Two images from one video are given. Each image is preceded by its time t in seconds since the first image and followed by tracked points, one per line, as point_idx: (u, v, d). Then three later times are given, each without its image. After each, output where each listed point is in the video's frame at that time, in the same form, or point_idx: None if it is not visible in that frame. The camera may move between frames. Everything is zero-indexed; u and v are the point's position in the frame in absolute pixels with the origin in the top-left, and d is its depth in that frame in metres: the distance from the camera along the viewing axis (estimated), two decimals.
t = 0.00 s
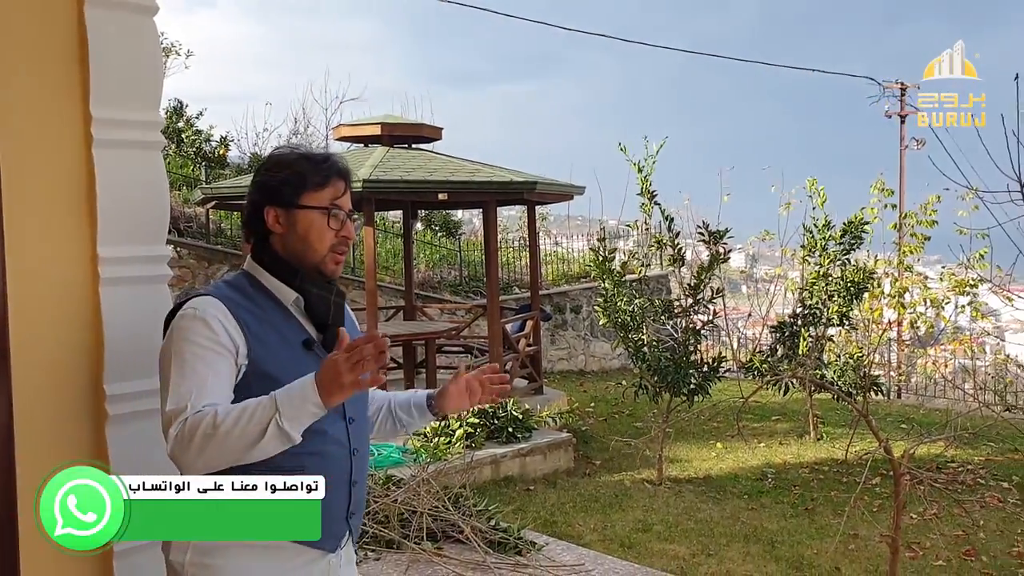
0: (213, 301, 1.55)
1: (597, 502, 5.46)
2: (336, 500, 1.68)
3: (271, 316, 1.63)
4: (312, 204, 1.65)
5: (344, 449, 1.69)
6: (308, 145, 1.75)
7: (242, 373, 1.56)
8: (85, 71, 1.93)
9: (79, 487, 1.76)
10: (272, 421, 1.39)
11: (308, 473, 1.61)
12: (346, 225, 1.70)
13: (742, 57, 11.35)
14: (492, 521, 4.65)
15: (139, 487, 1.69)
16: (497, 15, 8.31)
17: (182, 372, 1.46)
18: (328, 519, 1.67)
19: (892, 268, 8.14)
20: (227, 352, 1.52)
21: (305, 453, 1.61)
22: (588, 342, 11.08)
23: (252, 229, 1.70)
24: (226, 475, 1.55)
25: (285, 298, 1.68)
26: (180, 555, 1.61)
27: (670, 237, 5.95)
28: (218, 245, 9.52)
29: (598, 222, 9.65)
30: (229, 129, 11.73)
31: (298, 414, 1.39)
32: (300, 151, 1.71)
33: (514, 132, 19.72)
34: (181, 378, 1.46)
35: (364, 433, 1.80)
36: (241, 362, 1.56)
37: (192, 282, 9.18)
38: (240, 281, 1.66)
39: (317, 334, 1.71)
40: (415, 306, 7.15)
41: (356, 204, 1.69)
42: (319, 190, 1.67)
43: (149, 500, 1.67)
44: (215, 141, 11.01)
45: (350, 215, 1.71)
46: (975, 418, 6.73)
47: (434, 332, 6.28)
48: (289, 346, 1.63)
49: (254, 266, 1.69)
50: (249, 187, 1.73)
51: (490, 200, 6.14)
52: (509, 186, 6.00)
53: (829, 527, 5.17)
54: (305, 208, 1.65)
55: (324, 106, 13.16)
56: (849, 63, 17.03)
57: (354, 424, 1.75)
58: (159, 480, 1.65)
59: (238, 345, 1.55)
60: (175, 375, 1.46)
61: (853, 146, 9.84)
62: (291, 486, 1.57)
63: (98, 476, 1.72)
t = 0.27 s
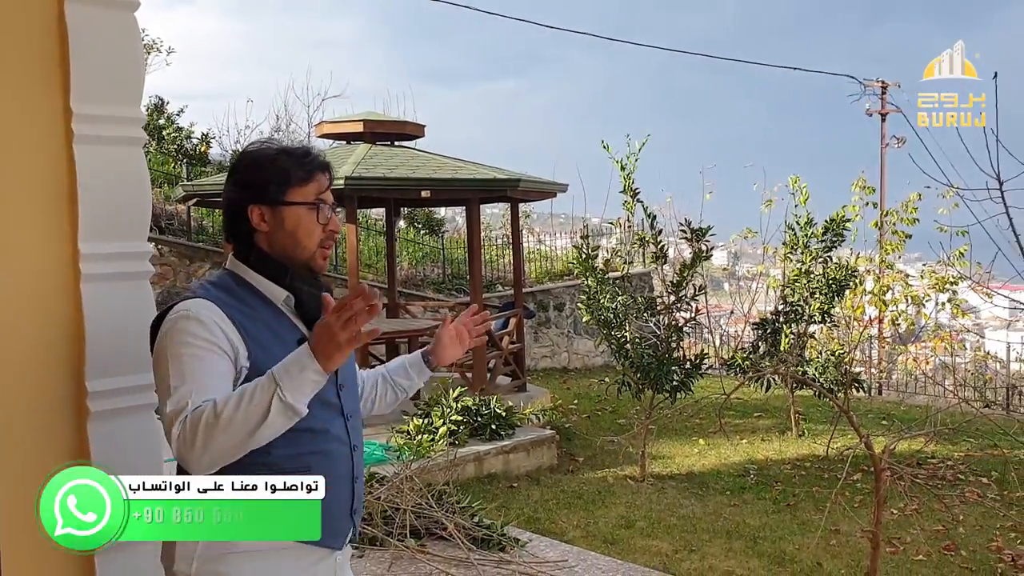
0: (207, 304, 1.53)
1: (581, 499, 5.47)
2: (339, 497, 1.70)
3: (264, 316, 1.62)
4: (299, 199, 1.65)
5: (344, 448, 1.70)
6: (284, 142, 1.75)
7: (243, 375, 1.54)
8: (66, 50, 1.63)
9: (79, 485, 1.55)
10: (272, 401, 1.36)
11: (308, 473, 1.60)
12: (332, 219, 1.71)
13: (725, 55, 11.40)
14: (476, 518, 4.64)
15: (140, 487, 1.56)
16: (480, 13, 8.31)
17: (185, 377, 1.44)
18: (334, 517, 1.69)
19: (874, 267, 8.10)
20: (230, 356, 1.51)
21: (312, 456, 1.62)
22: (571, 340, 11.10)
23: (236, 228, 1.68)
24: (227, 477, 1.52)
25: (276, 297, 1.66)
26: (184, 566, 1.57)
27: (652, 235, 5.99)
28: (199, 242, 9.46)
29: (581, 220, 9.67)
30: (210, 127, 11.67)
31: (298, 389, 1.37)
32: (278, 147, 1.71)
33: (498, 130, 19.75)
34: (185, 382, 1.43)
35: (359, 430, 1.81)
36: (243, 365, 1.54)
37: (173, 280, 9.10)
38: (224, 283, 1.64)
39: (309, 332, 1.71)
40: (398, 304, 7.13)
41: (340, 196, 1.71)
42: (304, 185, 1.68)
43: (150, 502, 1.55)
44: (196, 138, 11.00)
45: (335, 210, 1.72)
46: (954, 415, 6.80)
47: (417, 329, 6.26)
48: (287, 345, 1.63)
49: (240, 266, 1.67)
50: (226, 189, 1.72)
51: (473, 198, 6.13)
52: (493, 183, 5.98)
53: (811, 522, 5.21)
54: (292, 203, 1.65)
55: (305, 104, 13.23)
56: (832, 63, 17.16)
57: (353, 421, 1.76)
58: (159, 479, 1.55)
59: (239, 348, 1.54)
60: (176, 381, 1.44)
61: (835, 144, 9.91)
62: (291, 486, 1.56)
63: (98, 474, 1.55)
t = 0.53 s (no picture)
0: (215, 313, 1.49)
1: (566, 497, 5.48)
2: (351, 499, 1.71)
3: (271, 321, 1.62)
4: (296, 198, 1.64)
5: (354, 450, 1.73)
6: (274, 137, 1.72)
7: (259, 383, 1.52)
8: (48, 51, 1.57)
9: (80, 485, 1.52)
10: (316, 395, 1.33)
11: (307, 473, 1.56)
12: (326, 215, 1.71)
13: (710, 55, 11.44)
14: (461, 516, 4.64)
15: (140, 486, 1.54)
16: (466, 12, 8.32)
17: (209, 386, 1.38)
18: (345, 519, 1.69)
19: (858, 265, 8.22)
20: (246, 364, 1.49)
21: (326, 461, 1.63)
22: (557, 339, 11.12)
23: (229, 229, 1.66)
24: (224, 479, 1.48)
25: (277, 301, 1.67)
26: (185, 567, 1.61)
27: (638, 234, 6.00)
28: (184, 242, 9.41)
29: (568, 219, 9.69)
30: (194, 125, 11.60)
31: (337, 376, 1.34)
32: (269, 143, 1.69)
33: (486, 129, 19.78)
34: (210, 390, 1.38)
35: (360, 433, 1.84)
36: (259, 373, 1.52)
37: (157, 279, 9.05)
38: (225, 288, 1.62)
39: (309, 334, 1.73)
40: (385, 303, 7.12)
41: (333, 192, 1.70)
42: (299, 182, 1.66)
43: (151, 502, 1.53)
44: (181, 137, 10.91)
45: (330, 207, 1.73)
46: (937, 412, 6.85)
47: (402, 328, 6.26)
48: (293, 350, 1.64)
49: (239, 270, 1.66)
50: (214, 187, 1.68)
51: (459, 197, 6.13)
52: (479, 183, 5.97)
53: (795, 520, 5.23)
54: (289, 202, 1.63)
55: (291, 103, 13.13)
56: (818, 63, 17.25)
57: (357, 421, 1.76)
58: (159, 479, 1.53)
59: (253, 356, 1.51)
60: (199, 391, 1.38)
61: (819, 143, 9.97)
62: (291, 486, 1.52)
63: (98, 475, 1.52)
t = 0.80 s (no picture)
0: (233, 319, 1.43)
1: (552, 497, 5.49)
2: (357, 504, 1.67)
3: (280, 325, 1.57)
4: (297, 195, 1.57)
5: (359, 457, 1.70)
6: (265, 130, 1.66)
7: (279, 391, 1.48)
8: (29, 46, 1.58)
9: (80, 485, 1.55)
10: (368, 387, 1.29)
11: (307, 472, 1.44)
12: (325, 211, 1.65)
13: (695, 55, 11.49)
14: (446, 517, 4.64)
15: (140, 486, 1.51)
16: (452, 11, 8.31)
17: (244, 390, 1.31)
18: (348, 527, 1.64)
19: (842, 266, 8.24)
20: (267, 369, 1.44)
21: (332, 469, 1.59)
22: (543, 339, 11.14)
23: (228, 229, 1.59)
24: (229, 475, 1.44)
25: (282, 304, 1.61)
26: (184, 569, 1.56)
27: (623, 234, 6.03)
28: (167, 242, 9.36)
29: (553, 219, 9.70)
30: (178, 125, 11.55)
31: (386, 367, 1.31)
32: (265, 137, 1.61)
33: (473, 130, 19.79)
34: (246, 392, 1.31)
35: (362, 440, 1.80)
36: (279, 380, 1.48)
37: (141, 280, 9.00)
38: (227, 292, 1.55)
39: (310, 335, 1.69)
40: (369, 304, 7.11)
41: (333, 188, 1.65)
42: (298, 177, 1.60)
43: (151, 502, 1.49)
44: (165, 137, 10.87)
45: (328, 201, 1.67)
46: (919, 411, 6.92)
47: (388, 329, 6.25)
48: (303, 354, 1.60)
49: (239, 271, 1.59)
50: (207, 184, 1.60)
51: (445, 197, 6.11)
52: (465, 183, 5.94)
53: (779, 519, 5.27)
54: (291, 199, 1.57)
55: (275, 102, 13.09)
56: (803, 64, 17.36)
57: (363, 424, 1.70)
58: (159, 478, 1.49)
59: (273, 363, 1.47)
60: (233, 394, 1.31)
61: (803, 144, 10.03)
62: (291, 486, 1.39)
63: (97, 475, 1.53)
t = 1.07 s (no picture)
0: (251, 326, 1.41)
1: (534, 497, 5.49)
2: (355, 506, 1.63)
3: (288, 329, 1.56)
4: (304, 195, 1.57)
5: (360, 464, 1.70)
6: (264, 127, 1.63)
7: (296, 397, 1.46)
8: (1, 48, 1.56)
9: (80, 485, 1.56)
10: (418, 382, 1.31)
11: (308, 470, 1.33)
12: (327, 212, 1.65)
13: (678, 56, 11.54)
14: (428, 518, 4.62)
15: (140, 486, 1.51)
16: (434, 11, 8.30)
17: (282, 398, 1.29)
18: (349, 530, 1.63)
19: (822, 265, 8.27)
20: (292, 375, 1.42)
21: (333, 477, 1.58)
22: (525, 338, 11.15)
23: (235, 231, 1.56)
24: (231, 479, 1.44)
25: (288, 307, 1.61)
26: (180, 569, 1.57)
27: (605, 234, 6.05)
28: (147, 242, 9.28)
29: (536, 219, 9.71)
30: (157, 124, 11.48)
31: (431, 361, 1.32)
32: (269, 135, 1.59)
33: (457, 130, 19.78)
34: (284, 400, 1.29)
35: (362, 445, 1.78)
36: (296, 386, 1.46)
37: (120, 280, 8.92)
38: (235, 295, 1.52)
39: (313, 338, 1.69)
40: (351, 304, 7.09)
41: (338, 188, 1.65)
42: (303, 177, 1.59)
43: (150, 501, 1.50)
44: (145, 136, 10.83)
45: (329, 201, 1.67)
46: (897, 409, 6.98)
47: (370, 329, 6.24)
48: (312, 359, 1.59)
49: (244, 273, 1.57)
50: (211, 183, 1.57)
51: (427, 196, 6.09)
52: (447, 182, 5.93)
53: (759, 517, 5.30)
54: (299, 200, 1.56)
55: (256, 101, 13.03)
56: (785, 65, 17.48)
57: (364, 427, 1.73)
58: (159, 479, 1.49)
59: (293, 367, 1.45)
60: (269, 402, 1.28)
61: (784, 145, 10.10)
62: (290, 486, 1.33)
63: (99, 476, 1.53)
